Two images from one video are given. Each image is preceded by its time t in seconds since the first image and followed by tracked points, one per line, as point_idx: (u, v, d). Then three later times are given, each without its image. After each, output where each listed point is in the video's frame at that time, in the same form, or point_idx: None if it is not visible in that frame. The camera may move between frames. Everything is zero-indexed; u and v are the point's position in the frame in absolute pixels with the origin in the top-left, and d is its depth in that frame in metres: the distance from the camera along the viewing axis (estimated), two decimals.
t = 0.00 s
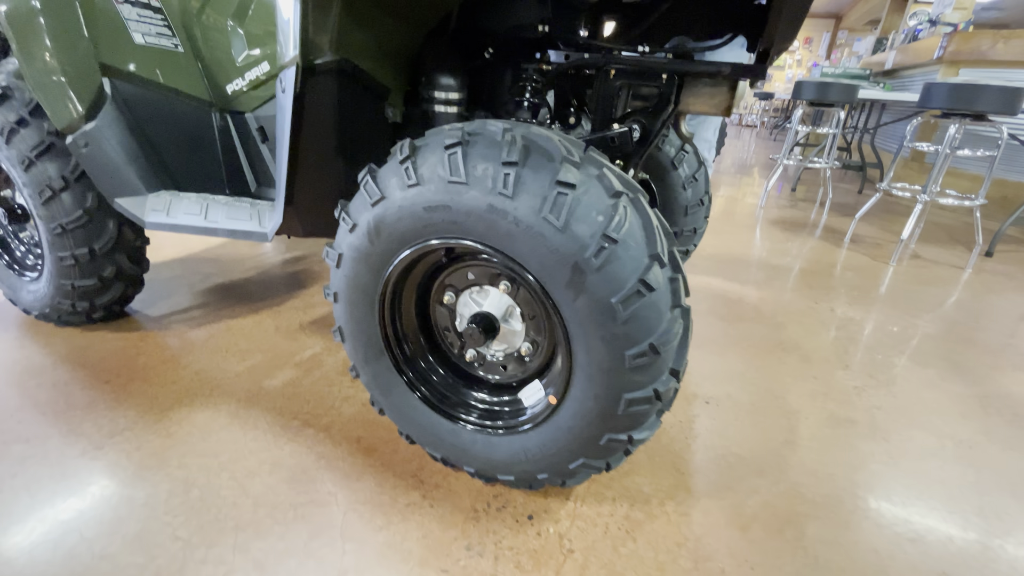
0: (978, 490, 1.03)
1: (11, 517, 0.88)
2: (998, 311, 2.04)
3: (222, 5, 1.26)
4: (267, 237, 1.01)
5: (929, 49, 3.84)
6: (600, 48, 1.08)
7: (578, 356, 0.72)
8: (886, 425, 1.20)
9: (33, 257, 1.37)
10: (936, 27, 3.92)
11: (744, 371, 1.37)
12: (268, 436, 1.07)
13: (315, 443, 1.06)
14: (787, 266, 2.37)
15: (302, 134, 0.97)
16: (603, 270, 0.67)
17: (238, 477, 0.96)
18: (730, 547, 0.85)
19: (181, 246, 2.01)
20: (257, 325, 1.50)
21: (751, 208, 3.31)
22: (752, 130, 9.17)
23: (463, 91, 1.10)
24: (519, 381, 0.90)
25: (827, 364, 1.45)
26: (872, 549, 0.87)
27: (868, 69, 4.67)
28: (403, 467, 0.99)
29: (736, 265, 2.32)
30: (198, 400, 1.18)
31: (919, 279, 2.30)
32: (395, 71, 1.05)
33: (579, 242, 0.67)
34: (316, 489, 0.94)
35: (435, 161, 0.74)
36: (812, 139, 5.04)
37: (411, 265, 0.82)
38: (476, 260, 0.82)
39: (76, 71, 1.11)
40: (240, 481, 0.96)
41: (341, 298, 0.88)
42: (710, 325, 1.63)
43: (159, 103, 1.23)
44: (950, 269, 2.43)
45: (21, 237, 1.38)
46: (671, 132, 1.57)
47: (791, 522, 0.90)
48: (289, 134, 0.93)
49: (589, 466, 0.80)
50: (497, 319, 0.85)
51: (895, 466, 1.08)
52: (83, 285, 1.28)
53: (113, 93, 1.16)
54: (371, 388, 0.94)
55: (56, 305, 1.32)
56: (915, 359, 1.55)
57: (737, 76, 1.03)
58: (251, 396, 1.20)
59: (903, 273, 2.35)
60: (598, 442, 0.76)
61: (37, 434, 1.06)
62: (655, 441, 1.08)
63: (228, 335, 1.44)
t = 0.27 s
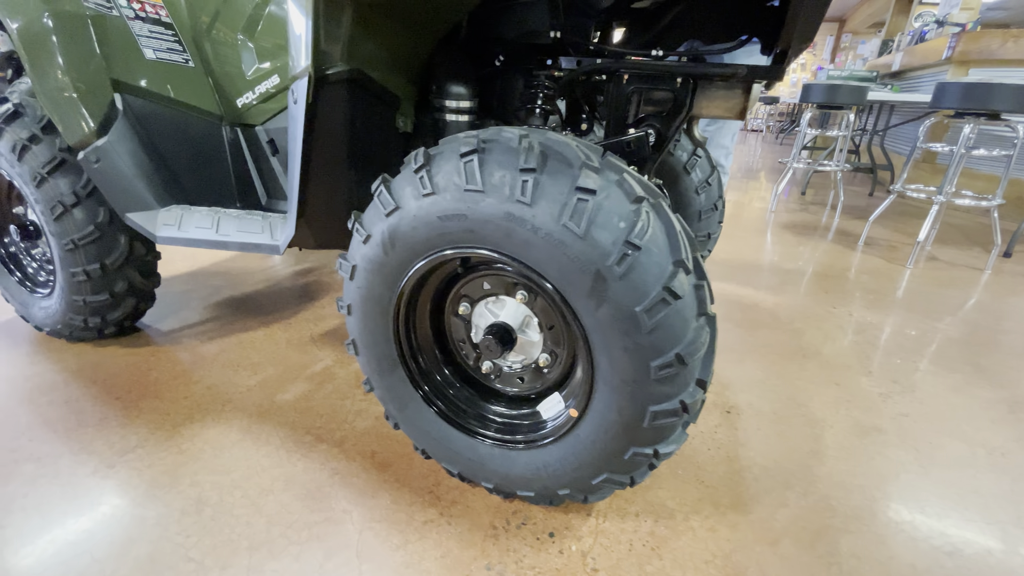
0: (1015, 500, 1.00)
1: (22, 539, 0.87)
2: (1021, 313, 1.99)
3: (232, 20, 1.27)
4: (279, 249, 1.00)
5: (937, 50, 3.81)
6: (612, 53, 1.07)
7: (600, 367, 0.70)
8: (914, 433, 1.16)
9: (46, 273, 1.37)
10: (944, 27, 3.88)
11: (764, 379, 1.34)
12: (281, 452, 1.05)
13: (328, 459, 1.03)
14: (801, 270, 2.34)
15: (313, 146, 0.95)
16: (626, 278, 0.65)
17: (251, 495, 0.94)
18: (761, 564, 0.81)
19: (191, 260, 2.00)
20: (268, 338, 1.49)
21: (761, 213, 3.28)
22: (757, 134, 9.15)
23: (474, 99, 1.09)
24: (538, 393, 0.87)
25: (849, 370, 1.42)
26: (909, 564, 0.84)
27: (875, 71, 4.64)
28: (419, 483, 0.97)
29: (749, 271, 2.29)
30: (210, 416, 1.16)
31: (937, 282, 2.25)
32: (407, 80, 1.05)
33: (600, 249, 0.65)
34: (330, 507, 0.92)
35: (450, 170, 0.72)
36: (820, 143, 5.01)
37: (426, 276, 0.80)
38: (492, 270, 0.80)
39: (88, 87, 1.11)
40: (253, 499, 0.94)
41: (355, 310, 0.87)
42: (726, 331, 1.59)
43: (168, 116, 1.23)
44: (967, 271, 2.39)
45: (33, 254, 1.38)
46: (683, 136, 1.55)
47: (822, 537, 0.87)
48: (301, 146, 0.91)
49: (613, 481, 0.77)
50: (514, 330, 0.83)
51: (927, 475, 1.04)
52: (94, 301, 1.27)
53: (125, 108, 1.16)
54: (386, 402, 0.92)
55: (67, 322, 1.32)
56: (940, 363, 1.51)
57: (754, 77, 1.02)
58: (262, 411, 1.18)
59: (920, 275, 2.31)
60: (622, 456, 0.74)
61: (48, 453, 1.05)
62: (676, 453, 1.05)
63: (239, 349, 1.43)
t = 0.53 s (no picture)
0: None
1: (50, 557, 0.88)
2: None
3: (247, 39, 1.26)
4: (298, 268, 1.01)
5: (948, 51, 3.77)
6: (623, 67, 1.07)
7: (620, 386, 0.70)
8: (935, 444, 1.15)
9: (67, 290, 1.39)
10: (955, 28, 3.85)
11: (781, 389, 1.33)
12: (300, 467, 1.06)
13: (347, 474, 1.04)
14: (814, 276, 2.32)
15: (331, 166, 0.96)
16: (645, 299, 0.65)
17: (271, 512, 0.95)
18: None
19: (207, 273, 2.03)
20: (284, 351, 1.50)
21: (772, 217, 3.26)
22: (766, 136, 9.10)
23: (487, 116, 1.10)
24: (556, 409, 0.87)
25: (867, 379, 1.40)
26: None
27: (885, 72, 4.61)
28: (437, 498, 0.98)
29: (762, 277, 2.27)
30: (229, 430, 1.17)
31: (953, 286, 2.23)
32: (421, 98, 1.05)
33: (620, 270, 0.65)
34: (350, 524, 0.92)
35: (469, 192, 0.73)
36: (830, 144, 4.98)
37: (444, 295, 0.81)
38: (510, 288, 0.81)
39: (108, 106, 1.15)
40: (274, 515, 0.95)
41: (373, 328, 0.87)
42: (741, 340, 1.59)
43: (187, 135, 1.25)
44: (984, 275, 2.36)
45: (54, 271, 1.40)
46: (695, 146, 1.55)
47: (844, 553, 0.86)
48: (319, 167, 0.92)
49: (632, 499, 0.77)
50: (531, 347, 0.83)
51: (950, 489, 1.03)
52: (116, 317, 1.29)
53: (145, 129, 1.21)
54: (404, 419, 0.93)
55: (90, 338, 1.34)
56: (959, 371, 1.49)
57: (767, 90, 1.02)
58: (280, 426, 1.19)
59: (936, 280, 2.29)
60: (642, 475, 0.74)
61: (72, 470, 1.07)
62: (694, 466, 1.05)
63: (256, 362, 1.44)
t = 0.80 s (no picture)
0: None
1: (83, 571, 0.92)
2: None
3: (266, 63, 1.31)
4: (316, 289, 1.04)
5: (960, 53, 3.74)
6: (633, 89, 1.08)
7: (631, 410, 0.72)
8: (947, 459, 1.15)
9: (92, 307, 1.43)
10: (967, 30, 3.82)
11: (791, 402, 1.34)
12: (319, 482, 1.09)
13: (364, 489, 1.07)
14: (825, 283, 2.32)
15: (348, 193, 0.99)
16: (655, 326, 0.67)
17: (292, 526, 0.98)
18: None
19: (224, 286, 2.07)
20: (301, 364, 1.54)
21: (782, 222, 3.25)
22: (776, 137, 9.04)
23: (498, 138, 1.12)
24: (567, 428, 0.89)
25: (878, 391, 1.41)
26: None
27: (896, 74, 4.57)
28: (452, 513, 1.00)
29: (772, 285, 2.28)
30: (250, 445, 1.21)
31: (967, 293, 2.21)
32: (433, 122, 1.08)
33: (630, 299, 0.67)
34: (369, 539, 0.95)
35: (482, 221, 0.75)
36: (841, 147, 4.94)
37: (459, 319, 0.83)
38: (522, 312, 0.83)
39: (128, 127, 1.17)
40: (295, 530, 0.98)
41: (390, 349, 0.90)
42: (751, 351, 1.59)
43: (208, 157, 1.29)
44: (999, 281, 2.34)
45: (81, 288, 1.45)
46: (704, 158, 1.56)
47: (854, 571, 0.88)
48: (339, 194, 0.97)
49: (644, 518, 0.79)
50: (543, 368, 0.85)
51: (961, 504, 1.03)
52: (139, 334, 1.33)
53: (169, 154, 1.23)
54: (420, 437, 0.95)
55: (115, 353, 1.38)
56: (972, 382, 1.49)
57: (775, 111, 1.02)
58: (299, 440, 1.22)
59: (949, 287, 2.27)
60: (653, 495, 0.76)
61: (101, 485, 1.11)
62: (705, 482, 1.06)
63: (274, 375, 1.48)
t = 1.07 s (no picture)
0: None
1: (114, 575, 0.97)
2: None
3: (282, 83, 1.37)
4: (332, 306, 1.09)
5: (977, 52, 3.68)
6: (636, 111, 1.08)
7: (632, 431, 0.75)
8: (953, 473, 1.16)
9: (118, 317, 1.49)
10: (984, 29, 3.76)
11: (797, 414, 1.35)
12: (334, 491, 1.13)
13: (378, 498, 1.11)
14: (836, 289, 2.31)
15: (362, 213, 1.03)
16: (656, 352, 0.70)
17: (309, 535, 1.03)
18: None
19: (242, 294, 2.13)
20: (316, 372, 1.58)
21: (794, 226, 3.24)
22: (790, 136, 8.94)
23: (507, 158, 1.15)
24: (573, 443, 0.92)
25: (885, 403, 1.41)
26: None
27: (911, 73, 4.52)
28: (463, 523, 1.04)
29: (782, 291, 2.28)
30: (268, 454, 1.25)
31: (980, 300, 2.20)
32: (443, 143, 1.11)
33: (631, 325, 0.70)
34: (382, 548, 0.99)
35: (490, 248, 0.79)
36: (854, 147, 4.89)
37: (468, 339, 0.87)
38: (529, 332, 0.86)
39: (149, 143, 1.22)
40: (312, 539, 1.02)
41: (402, 367, 0.94)
42: (759, 361, 1.61)
43: (227, 175, 1.34)
44: (1013, 287, 2.32)
45: (106, 300, 1.51)
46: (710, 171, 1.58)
47: None
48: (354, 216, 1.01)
49: (647, 533, 0.82)
50: (549, 387, 0.88)
51: (965, 520, 1.04)
52: (163, 346, 1.38)
53: (192, 175, 1.28)
54: (431, 451, 0.99)
55: (140, 363, 1.44)
56: (982, 393, 1.49)
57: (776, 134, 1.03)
58: (315, 449, 1.27)
59: (962, 293, 2.26)
60: (655, 512, 0.78)
61: (128, 492, 1.16)
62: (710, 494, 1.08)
63: (290, 384, 1.52)
